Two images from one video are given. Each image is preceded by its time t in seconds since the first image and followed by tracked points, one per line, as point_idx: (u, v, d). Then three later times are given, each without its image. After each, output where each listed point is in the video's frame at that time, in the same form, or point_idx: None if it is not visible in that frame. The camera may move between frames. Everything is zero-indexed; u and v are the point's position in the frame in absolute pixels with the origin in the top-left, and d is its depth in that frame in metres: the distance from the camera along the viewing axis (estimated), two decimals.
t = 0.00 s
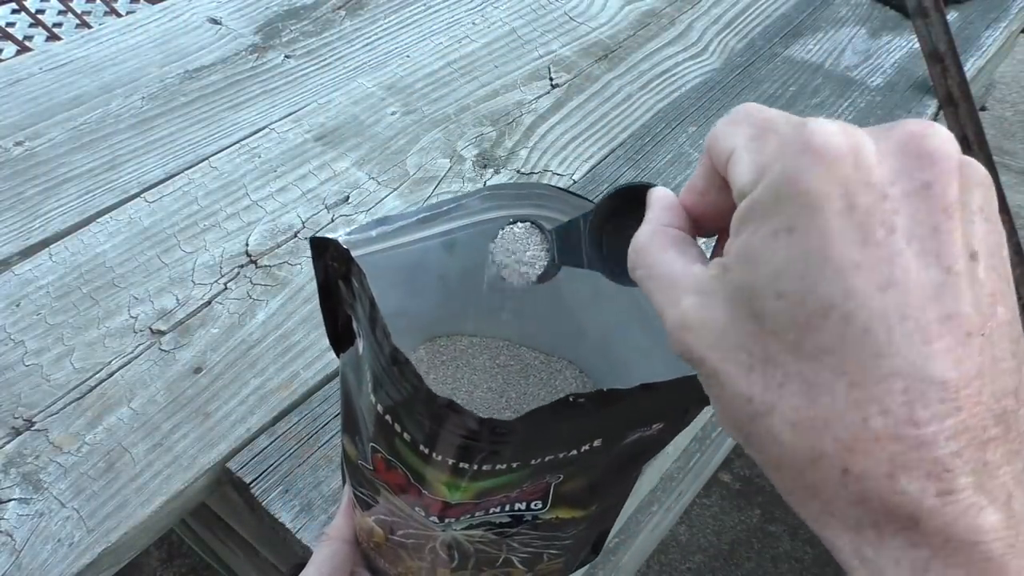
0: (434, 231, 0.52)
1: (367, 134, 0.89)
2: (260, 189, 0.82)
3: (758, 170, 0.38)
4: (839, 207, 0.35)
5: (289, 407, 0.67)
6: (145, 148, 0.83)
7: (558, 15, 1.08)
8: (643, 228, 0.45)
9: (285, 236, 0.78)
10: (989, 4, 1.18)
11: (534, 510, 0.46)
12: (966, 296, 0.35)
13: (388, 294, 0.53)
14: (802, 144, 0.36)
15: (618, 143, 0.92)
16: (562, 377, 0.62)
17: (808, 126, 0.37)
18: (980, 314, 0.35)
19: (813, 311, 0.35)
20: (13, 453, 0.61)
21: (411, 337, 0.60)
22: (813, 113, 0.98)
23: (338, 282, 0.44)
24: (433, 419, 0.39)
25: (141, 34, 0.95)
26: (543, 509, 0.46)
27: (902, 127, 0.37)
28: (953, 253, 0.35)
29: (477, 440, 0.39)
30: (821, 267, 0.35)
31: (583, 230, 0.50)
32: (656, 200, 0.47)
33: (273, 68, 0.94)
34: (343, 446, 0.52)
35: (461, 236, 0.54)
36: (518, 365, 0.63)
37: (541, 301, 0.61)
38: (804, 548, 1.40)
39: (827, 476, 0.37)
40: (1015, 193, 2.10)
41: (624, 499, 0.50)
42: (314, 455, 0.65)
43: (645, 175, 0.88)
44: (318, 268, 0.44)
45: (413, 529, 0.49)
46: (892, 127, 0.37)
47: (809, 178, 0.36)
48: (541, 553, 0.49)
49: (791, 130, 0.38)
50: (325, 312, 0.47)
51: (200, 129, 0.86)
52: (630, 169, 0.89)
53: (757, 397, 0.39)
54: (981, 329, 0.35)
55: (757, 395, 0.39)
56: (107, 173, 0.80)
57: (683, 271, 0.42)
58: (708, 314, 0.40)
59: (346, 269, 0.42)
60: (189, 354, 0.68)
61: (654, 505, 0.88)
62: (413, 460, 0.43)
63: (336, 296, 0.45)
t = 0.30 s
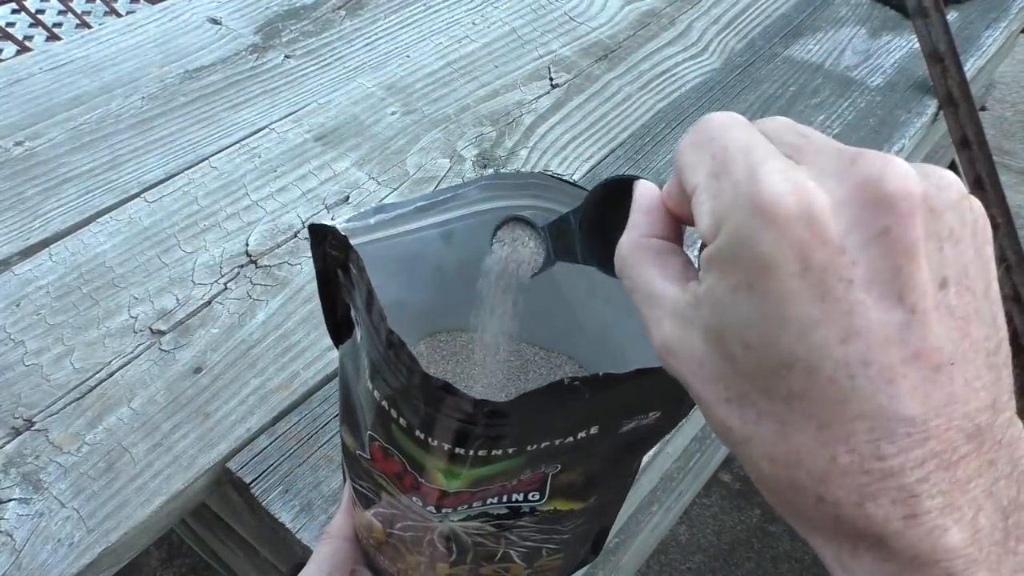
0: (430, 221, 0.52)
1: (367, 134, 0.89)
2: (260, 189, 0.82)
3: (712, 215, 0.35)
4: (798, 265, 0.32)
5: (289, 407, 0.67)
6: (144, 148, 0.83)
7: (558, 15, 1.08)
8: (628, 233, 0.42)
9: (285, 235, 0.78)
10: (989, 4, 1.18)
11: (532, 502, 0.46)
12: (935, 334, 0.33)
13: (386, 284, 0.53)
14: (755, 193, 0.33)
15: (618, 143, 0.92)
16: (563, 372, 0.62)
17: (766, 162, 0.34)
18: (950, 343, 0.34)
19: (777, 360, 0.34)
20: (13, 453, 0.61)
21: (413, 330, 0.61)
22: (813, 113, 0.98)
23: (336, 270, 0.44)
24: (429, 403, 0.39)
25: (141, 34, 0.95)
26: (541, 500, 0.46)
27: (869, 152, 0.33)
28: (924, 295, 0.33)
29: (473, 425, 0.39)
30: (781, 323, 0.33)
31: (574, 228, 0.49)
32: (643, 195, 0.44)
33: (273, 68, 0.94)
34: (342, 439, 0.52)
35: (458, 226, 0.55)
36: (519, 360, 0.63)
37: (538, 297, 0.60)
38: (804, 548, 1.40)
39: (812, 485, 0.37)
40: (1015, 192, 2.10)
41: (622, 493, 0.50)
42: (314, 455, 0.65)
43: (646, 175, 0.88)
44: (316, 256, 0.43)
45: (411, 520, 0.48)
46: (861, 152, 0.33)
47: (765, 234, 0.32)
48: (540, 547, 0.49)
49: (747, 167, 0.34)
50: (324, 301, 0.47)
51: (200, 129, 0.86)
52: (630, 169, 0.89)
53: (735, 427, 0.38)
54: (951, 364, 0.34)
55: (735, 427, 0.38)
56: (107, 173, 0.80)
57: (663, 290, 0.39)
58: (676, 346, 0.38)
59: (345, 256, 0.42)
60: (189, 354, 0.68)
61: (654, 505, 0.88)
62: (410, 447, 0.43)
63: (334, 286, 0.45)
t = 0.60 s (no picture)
0: (431, 215, 0.51)
1: (367, 134, 0.89)
2: (260, 189, 0.82)
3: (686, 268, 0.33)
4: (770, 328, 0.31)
5: (289, 407, 0.67)
6: (144, 148, 0.83)
7: (558, 15, 1.08)
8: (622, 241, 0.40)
9: (285, 236, 0.78)
10: (989, 4, 1.18)
11: (532, 496, 0.46)
12: (924, 371, 0.32)
13: (385, 279, 0.53)
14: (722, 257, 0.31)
15: (618, 143, 0.92)
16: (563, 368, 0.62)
17: (735, 217, 0.32)
18: (947, 362, 0.33)
19: (766, 403, 0.34)
20: (13, 453, 0.61)
21: (416, 327, 0.61)
22: (814, 113, 0.98)
23: (337, 263, 0.44)
24: (428, 394, 0.39)
25: (141, 34, 0.95)
26: (541, 495, 0.46)
27: (840, 197, 0.31)
28: (908, 341, 0.31)
29: (473, 416, 0.39)
30: (764, 375, 0.33)
31: (571, 223, 0.46)
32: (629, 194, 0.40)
33: (273, 67, 0.94)
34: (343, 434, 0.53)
35: (459, 222, 0.54)
36: (519, 357, 0.63)
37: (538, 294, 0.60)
38: (804, 548, 1.40)
39: (807, 499, 0.37)
40: (1015, 192, 2.10)
41: (623, 490, 0.50)
42: (314, 455, 0.65)
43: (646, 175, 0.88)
44: (317, 249, 0.44)
45: (412, 516, 0.48)
46: (832, 199, 0.31)
47: (733, 300, 0.31)
48: (540, 544, 0.49)
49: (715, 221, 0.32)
50: (325, 295, 0.47)
51: (200, 129, 0.86)
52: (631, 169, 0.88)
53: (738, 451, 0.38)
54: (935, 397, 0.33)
55: (736, 447, 0.38)
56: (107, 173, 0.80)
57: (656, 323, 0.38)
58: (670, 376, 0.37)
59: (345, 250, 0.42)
60: (189, 354, 0.68)
61: (654, 505, 0.88)
62: (409, 440, 0.43)
63: (334, 280, 0.45)
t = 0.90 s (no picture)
0: (431, 211, 0.51)
1: (367, 134, 0.89)
2: (260, 189, 0.82)
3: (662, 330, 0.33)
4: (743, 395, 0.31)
5: (289, 407, 0.67)
6: (144, 148, 0.83)
7: (558, 15, 1.08)
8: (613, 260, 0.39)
9: (285, 236, 0.78)
10: (989, 4, 1.18)
11: (531, 492, 0.46)
12: (907, 403, 0.31)
13: (386, 275, 0.53)
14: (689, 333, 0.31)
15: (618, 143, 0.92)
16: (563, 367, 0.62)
17: (698, 289, 0.31)
18: (942, 374, 0.32)
19: (755, 444, 0.34)
20: (13, 453, 0.61)
21: (417, 326, 0.61)
22: (814, 113, 0.98)
23: (335, 259, 0.44)
24: (425, 386, 0.39)
25: (141, 34, 0.95)
26: (541, 491, 0.46)
27: (802, 261, 0.30)
28: (891, 385, 0.31)
29: (469, 410, 0.39)
30: (747, 426, 0.33)
31: (568, 223, 0.43)
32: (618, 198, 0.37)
33: (273, 68, 0.94)
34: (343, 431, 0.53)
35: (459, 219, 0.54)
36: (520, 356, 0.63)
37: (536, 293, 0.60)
38: (804, 548, 1.40)
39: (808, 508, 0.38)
40: (1014, 192, 2.10)
41: (624, 488, 0.50)
42: (314, 455, 0.65)
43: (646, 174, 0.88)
44: (315, 245, 0.44)
45: (412, 512, 0.48)
46: (792, 266, 0.30)
47: (703, 374, 0.31)
48: (540, 541, 0.49)
49: (681, 292, 0.32)
50: (325, 291, 0.47)
51: (200, 130, 0.86)
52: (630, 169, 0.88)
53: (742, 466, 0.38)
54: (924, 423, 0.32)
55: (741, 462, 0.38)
56: (107, 173, 0.80)
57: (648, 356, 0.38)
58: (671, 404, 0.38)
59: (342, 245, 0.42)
60: (189, 354, 0.68)
61: (655, 504, 0.88)
62: (407, 436, 0.43)
63: (334, 275, 0.45)
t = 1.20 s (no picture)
0: (429, 205, 0.51)
1: (367, 134, 0.89)
2: (260, 189, 0.82)
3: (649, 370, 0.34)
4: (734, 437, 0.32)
5: (289, 407, 0.67)
6: (144, 148, 0.83)
7: (558, 15, 1.08)
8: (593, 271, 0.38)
9: (285, 236, 0.78)
10: (989, 4, 1.18)
11: (529, 487, 0.46)
12: (900, 416, 0.32)
13: (384, 269, 0.53)
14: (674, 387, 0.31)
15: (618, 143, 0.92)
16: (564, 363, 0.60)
17: (675, 341, 0.31)
18: (935, 381, 0.32)
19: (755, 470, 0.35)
20: (13, 453, 0.61)
21: (415, 321, 0.60)
22: (814, 113, 0.99)
23: (332, 252, 0.44)
24: (421, 377, 0.39)
25: (141, 34, 0.95)
26: (538, 486, 0.46)
27: (774, 304, 0.30)
28: (880, 406, 0.31)
29: (465, 400, 0.39)
30: (743, 460, 0.33)
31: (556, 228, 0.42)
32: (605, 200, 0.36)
33: (273, 68, 0.94)
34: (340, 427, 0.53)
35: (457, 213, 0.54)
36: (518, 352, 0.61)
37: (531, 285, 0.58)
38: (804, 548, 1.40)
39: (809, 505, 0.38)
40: (1014, 192, 2.10)
41: (623, 486, 0.50)
42: (314, 455, 0.65)
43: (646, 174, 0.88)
44: (313, 238, 0.44)
45: (410, 507, 0.48)
46: (765, 309, 0.30)
47: (691, 423, 0.32)
48: (539, 538, 0.49)
49: (658, 344, 0.32)
50: (322, 285, 0.48)
51: (199, 130, 0.86)
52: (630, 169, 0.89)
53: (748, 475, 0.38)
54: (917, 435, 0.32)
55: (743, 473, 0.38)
56: (107, 173, 0.80)
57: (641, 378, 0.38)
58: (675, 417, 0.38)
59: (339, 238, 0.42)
60: (189, 354, 0.68)
61: (655, 504, 0.88)
62: (403, 428, 0.43)
63: (332, 269, 0.46)
